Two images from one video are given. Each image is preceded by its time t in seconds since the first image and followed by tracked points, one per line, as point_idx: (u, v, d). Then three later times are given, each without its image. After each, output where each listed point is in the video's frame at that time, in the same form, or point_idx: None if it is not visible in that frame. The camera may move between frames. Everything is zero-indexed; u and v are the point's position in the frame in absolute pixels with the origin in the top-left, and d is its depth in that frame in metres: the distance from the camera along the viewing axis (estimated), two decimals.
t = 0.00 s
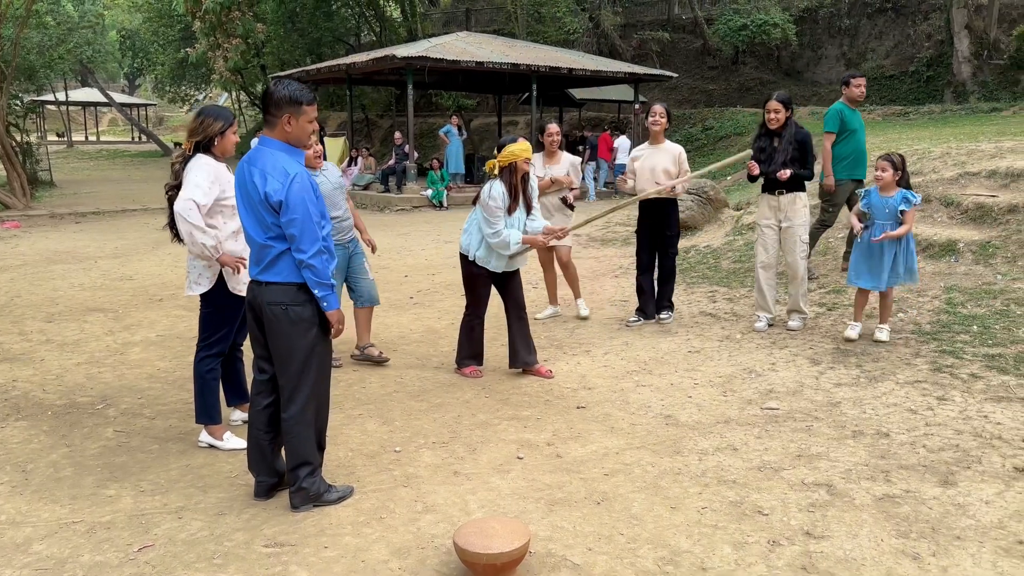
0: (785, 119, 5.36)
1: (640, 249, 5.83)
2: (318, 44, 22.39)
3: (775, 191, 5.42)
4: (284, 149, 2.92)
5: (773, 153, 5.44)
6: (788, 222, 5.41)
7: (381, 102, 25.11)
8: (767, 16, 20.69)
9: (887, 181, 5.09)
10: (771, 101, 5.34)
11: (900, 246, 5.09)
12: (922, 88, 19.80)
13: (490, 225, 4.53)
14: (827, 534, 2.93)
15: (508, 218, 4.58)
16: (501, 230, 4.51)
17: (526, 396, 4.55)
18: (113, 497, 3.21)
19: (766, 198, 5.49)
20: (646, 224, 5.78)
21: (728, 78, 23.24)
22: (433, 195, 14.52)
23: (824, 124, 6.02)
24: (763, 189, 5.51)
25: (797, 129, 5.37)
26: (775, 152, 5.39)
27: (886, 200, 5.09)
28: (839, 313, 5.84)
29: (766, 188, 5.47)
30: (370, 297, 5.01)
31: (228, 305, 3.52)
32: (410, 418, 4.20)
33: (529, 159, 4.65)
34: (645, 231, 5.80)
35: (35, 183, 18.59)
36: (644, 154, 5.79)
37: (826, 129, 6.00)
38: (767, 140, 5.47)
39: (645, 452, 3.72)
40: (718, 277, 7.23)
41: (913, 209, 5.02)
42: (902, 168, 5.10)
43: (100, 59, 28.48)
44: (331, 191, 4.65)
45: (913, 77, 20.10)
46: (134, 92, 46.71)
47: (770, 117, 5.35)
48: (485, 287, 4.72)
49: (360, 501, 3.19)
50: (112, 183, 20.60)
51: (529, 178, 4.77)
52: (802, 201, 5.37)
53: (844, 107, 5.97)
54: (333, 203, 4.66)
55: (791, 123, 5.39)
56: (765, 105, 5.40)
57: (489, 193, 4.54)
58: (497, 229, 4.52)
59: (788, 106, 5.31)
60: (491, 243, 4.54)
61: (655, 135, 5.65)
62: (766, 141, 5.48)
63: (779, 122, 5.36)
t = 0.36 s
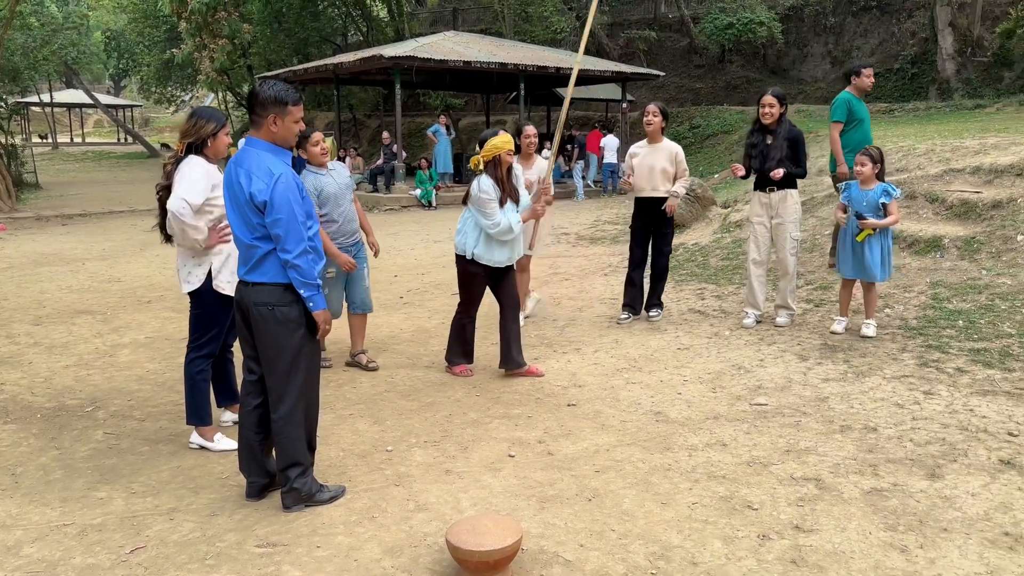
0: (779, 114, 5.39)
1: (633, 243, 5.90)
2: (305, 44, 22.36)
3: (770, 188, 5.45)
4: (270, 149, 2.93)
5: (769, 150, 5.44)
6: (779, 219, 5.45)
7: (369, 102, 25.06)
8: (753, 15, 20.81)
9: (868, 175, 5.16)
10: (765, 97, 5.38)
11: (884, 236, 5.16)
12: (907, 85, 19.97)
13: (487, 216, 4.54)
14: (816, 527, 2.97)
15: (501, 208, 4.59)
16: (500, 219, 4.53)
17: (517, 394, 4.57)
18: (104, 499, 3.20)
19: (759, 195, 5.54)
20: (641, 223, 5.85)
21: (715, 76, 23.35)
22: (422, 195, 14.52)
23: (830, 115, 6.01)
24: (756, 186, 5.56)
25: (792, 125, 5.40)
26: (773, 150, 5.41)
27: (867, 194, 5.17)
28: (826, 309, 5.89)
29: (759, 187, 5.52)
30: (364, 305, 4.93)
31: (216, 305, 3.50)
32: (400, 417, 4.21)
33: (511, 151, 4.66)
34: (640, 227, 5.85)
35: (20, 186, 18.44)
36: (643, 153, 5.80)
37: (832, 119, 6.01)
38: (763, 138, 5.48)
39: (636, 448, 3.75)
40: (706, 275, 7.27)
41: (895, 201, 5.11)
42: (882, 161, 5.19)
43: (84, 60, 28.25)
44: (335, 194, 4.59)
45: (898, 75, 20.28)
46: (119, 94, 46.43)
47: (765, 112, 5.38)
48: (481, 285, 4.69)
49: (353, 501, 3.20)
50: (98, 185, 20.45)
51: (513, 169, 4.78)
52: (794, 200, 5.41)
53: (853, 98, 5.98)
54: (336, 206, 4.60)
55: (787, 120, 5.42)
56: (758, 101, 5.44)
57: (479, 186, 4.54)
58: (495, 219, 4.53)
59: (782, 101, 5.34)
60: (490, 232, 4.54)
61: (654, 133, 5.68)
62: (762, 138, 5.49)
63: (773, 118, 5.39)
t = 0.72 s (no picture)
0: (773, 116, 5.42)
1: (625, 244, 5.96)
2: (292, 46, 22.31)
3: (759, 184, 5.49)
4: (260, 151, 2.93)
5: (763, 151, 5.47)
6: (769, 219, 5.50)
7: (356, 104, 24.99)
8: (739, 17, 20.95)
9: (856, 175, 5.24)
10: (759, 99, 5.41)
11: (870, 235, 5.19)
12: (892, 87, 20.17)
13: (499, 206, 4.41)
14: (807, 525, 2.99)
15: (512, 196, 4.45)
16: (513, 206, 4.40)
17: (509, 395, 4.58)
18: (96, 503, 3.19)
19: (749, 195, 5.59)
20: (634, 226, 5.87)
21: (702, 78, 23.48)
22: (411, 197, 14.53)
23: (849, 117, 5.98)
24: (747, 186, 5.61)
25: (785, 127, 5.44)
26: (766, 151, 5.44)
27: (853, 194, 5.27)
28: (815, 309, 5.95)
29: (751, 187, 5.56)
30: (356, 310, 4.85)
31: (207, 308, 3.49)
32: (393, 419, 4.21)
33: (511, 142, 4.48)
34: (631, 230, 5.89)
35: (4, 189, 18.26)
36: (633, 155, 5.83)
37: (851, 121, 5.99)
38: (758, 139, 5.49)
39: (628, 448, 3.77)
40: (695, 276, 7.31)
41: (878, 199, 5.18)
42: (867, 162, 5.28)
43: (69, 62, 28.03)
44: (336, 196, 4.61)
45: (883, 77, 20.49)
46: (104, 96, 46.07)
47: (758, 114, 5.41)
48: (505, 283, 4.52)
49: (346, 502, 3.20)
50: (84, 188, 20.28)
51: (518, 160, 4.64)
52: (785, 198, 5.44)
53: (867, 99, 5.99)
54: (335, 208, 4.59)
55: (781, 121, 5.45)
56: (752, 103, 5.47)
57: (486, 179, 4.42)
58: (508, 207, 4.40)
59: (775, 103, 5.37)
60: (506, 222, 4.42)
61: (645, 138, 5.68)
62: (755, 139, 5.51)
63: (767, 120, 5.42)
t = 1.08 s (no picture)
0: (767, 126, 5.43)
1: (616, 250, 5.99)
2: (283, 50, 22.27)
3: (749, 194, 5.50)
4: (249, 159, 2.91)
5: (758, 160, 5.49)
6: (760, 226, 5.52)
7: (347, 108, 24.96)
8: (729, 24, 21.05)
9: (835, 181, 5.28)
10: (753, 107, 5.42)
11: (853, 240, 5.23)
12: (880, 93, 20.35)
13: (499, 210, 4.22)
14: (798, 533, 3.00)
15: (512, 200, 4.28)
16: (513, 211, 4.21)
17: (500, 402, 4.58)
18: (84, 512, 3.16)
19: (739, 203, 5.60)
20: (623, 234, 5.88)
21: (691, 84, 23.60)
22: (402, 202, 14.52)
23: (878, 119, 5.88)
24: (736, 194, 5.61)
25: (779, 137, 5.46)
26: (759, 160, 5.47)
27: (833, 200, 5.28)
28: (804, 315, 5.97)
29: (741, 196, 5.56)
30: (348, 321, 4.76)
31: (195, 315, 3.46)
32: (383, 426, 4.19)
33: (507, 147, 4.34)
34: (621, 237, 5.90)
35: None
36: (625, 158, 5.82)
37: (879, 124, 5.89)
38: (752, 147, 5.52)
39: (619, 455, 3.77)
40: (685, 281, 7.33)
41: (861, 205, 5.19)
42: (850, 169, 5.32)
43: (58, 65, 27.86)
44: (319, 208, 4.54)
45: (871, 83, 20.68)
46: (93, 99, 45.83)
47: (751, 123, 5.41)
48: (507, 292, 4.34)
49: (336, 511, 3.18)
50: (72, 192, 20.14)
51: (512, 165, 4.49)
52: (775, 208, 5.48)
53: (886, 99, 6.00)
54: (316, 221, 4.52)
55: (775, 131, 5.46)
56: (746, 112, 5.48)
57: (486, 183, 4.24)
58: (509, 212, 4.21)
59: (770, 112, 5.38)
60: (507, 227, 4.23)
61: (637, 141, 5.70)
62: (749, 148, 5.52)
63: (761, 130, 5.43)
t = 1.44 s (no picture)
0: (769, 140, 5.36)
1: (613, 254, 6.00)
2: (280, 54, 22.26)
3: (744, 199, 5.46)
4: (240, 162, 2.90)
5: (759, 174, 5.43)
6: (757, 232, 5.53)
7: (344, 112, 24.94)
8: (726, 29, 21.10)
9: (834, 186, 5.29)
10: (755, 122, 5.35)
11: (849, 244, 5.24)
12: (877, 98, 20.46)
13: (494, 218, 4.17)
14: (790, 539, 2.99)
15: (507, 208, 4.23)
16: (508, 219, 4.16)
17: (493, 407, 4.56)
18: (73, 517, 3.14)
19: (735, 209, 5.58)
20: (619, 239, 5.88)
21: (688, 89, 23.65)
22: (398, 206, 14.52)
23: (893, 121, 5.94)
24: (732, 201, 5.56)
25: (783, 152, 5.39)
26: (762, 173, 5.42)
27: (832, 204, 5.30)
28: (798, 320, 5.97)
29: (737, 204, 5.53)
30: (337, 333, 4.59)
31: (185, 320, 3.44)
32: (375, 431, 4.17)
33: (504, 152, 4.31)
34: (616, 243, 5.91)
35: None
36: (617, 165, 5.83)
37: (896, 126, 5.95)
38: (753, 161, 5.45)
39: (612, 461, 3.75)
40: (680, 286, 7.33)
41: (860, 209, 5.21)
42: (847, 173, 5.33)
43: (55, 68, 27.84)
44: (322, 218, 4.42)
45: (868, 88, 20.76)
46: (91, 101, 45.86)
47: (755, 138, 5.34)
48: (502, 301, 4.30)
49: (327, 517, 3.16)
50: (68, 195, 20.10)
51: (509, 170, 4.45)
52: (771, 215, 5.49)
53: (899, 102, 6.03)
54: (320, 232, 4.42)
55: (778, 146, 5.39)
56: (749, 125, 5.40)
57: (481, 189, 4.20)
58: (504, 220, 4.17)
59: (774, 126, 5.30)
60: (502, 235, 4.19)
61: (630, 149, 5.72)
62: (751, 161, 5.46)
63: (763, 144, 5.36)
